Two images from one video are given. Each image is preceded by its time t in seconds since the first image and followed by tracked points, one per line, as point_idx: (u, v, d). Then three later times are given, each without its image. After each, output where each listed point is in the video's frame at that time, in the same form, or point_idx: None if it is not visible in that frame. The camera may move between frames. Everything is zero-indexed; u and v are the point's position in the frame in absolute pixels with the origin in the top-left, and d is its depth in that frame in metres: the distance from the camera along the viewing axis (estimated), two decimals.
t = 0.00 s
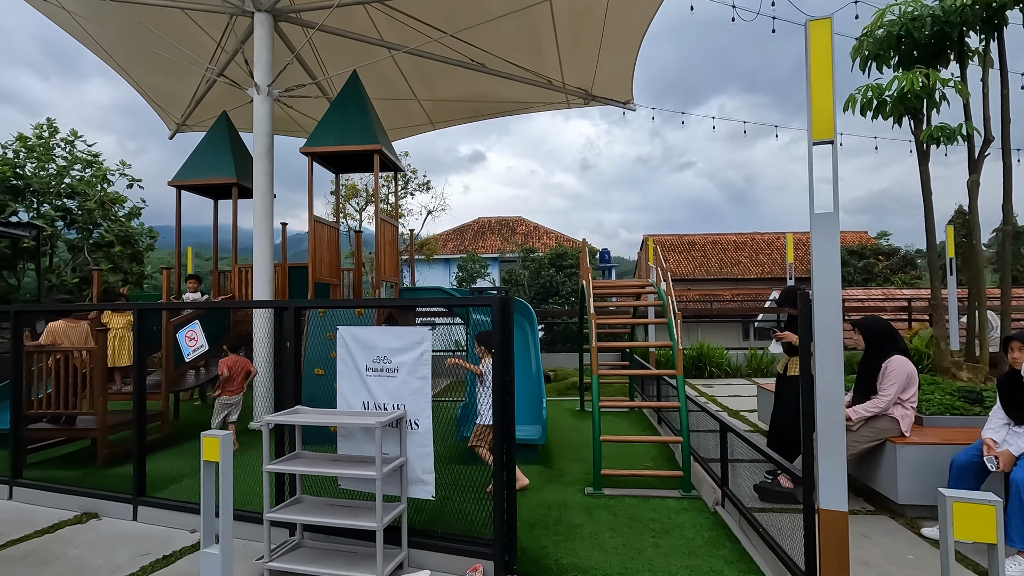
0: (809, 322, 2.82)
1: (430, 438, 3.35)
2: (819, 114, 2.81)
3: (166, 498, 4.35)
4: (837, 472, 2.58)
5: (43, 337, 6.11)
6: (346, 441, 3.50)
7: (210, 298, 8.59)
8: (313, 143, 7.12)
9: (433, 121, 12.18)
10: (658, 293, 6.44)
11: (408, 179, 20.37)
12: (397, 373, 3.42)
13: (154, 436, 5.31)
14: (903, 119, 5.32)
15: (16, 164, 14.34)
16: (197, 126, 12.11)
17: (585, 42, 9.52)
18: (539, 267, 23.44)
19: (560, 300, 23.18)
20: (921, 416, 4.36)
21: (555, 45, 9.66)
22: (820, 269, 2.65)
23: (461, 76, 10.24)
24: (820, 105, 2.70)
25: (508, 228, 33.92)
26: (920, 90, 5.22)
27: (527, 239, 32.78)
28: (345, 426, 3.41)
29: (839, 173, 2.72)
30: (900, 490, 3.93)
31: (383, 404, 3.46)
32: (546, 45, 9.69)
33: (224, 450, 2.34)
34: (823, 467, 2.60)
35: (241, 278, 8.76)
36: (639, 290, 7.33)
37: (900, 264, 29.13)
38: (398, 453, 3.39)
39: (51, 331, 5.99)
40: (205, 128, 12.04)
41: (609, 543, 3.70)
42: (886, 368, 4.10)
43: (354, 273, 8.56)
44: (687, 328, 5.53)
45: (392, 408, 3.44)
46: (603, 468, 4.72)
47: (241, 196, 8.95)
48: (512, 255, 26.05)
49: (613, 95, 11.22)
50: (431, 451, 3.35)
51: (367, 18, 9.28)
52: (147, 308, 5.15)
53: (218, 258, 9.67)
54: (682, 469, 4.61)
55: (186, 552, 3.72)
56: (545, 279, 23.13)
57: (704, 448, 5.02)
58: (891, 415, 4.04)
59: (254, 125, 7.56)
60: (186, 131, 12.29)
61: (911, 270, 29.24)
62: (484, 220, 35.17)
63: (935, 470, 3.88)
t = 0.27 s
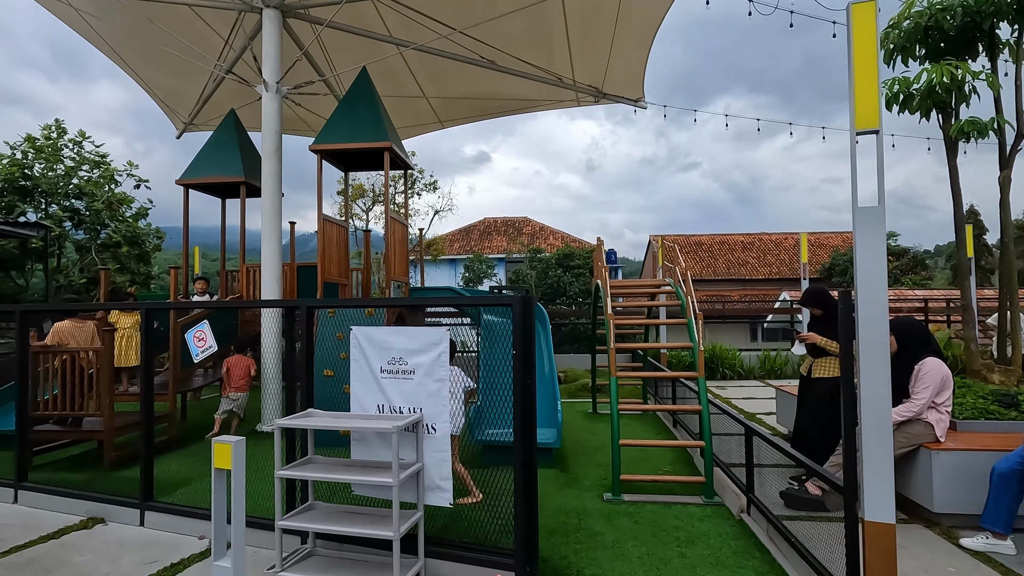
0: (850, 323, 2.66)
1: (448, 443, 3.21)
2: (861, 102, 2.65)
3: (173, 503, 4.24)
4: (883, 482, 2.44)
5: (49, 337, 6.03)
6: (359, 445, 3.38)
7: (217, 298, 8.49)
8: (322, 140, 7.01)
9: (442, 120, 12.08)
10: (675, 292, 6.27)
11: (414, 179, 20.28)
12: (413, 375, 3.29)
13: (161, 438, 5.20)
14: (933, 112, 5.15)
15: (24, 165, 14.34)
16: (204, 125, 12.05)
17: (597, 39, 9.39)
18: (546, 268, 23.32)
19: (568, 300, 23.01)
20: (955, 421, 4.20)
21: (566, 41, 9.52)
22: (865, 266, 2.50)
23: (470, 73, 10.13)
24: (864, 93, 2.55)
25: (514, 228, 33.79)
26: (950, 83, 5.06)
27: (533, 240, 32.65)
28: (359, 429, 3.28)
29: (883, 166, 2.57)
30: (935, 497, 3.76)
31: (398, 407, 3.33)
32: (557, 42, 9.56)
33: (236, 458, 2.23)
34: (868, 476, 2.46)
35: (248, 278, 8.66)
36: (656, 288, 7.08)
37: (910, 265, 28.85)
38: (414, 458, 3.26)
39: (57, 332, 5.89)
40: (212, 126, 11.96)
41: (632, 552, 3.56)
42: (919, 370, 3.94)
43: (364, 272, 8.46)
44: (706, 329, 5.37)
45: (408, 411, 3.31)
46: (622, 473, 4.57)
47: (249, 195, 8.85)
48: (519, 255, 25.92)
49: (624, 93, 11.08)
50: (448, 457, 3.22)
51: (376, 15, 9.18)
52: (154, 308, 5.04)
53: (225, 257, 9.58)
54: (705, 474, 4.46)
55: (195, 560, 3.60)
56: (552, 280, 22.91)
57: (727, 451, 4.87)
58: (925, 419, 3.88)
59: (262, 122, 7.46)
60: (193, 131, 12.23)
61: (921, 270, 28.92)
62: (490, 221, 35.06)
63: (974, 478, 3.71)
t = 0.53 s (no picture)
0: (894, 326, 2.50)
1: (463, 452, 3.06)
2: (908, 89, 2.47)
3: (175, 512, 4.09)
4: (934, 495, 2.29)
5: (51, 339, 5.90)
6: (370, 453, 3.24)
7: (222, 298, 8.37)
8: (328, 138, 6.87)
9: (448, 119, 11.95)
10: (692, 293, 6.09)
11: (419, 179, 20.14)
12: (427, 380, 3.14)
13: (164, 442, 5.08)
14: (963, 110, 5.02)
15: (29, 165, 14.26)
16: (208, 124, 11.94)
17: (607, 36, 9.24)
18: (552, 268, 23.16)
19: (574, 301, 22.87)
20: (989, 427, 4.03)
21: (575, 39, 9.39)
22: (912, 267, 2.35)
23: (477, 71, 9.99)
24: (913, 80, 2.38)
25: (518, 228, 33.60)
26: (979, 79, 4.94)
27: (538, 240, 32.50)
28: (371, 437, 3.14)
29: (932, 158, 2.41)
30: (972, 508, 3.60)
31: (411, 414, 3.18)
32: (566, 39, 9.40)
33: (243, 471, 2.07)
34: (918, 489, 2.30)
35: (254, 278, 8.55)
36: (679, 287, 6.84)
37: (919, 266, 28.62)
38: (428, 467, 3.11)
39: (58, 333, 5.76)
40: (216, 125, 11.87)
41: (655, 566, 3.40)
42: (953, 374, 3.78)
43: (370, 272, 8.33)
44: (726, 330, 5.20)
45: (421, 418, 3.16)
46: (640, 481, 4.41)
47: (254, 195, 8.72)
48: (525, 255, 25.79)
49: (633, 90, 10.92)
50: (464, 466, 3.06)
51: (383, 11, 9.05)
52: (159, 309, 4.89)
53: (230, 257, 9.46)
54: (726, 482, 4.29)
55: (198, 573, 3.46)
56: (558, 280, 22.87)
57: (748, 457, 4.71)
58: (962, 425, 3.70)
59: (267, 119, 7.33)
60: (198, 130, 12.15)
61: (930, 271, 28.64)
62: (494, 221, 34.91)
63: (1014, 488, 3.54)
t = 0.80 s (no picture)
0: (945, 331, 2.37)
1: (483, 460, 2.92)
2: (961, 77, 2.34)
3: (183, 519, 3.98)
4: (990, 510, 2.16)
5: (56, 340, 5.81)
6: (385, 461, 3.11)
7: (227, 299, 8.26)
8: (337, 136, 6.76)
9: (455, 117, 11.84)
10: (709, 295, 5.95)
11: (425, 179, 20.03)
12: (445, 386, 3.01)
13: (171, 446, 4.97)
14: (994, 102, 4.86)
15: (34, 165, 14.22)
16: (214, 123, 11.86)
17: (618, 33, 9.11)
18: (558, 269, 23.02)
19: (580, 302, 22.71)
20: None
21: (586, 36, 9.25)
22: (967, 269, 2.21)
23: (486, 68, 9.87)
24: (968, 70, 2.25)
25: (523, 229, 33.45)
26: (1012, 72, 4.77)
27: (543, 240, 32.36)
28: (387, 444, 3.01)
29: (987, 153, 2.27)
30: (1011, 519, 3.44)
31: (428, 421, 3.05)
32: (576, 36, 9.27)
33: (257, 484, 1.95)
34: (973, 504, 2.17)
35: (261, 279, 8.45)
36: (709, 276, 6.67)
37: (927, 266, 28.37)
38: (447, 476, 2.98)
39: (63, 335, 5.65)
40: (222, 123, 11.77)
41: None
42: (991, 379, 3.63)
43: (378, 272, 8.21)
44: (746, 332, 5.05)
45: (439, 425, 3.03)
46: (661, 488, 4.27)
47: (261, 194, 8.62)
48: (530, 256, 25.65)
49: (643, 89, 10.79)
50: (484, 475, 2.93)
51: (391, 8, 8.94)
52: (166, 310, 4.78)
53: (237, 256, 9.36)
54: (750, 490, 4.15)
55: None
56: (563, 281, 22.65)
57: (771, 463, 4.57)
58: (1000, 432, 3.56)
59: (275, 117, 7.22)
60: (203, 129, 12.07)
61: (939, 271, 28.36)
62: (498, 221, 34.78)
63: None
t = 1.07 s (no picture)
0: (1007, 331, 2.24)
1: (512, 464, 2.81)
2: None
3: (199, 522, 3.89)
4: None
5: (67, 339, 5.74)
6: (409, 464, 3.00)
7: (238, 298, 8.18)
8: (350, 132, 6.66)
9: (465, 114, 11.74)
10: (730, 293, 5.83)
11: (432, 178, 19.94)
12: (472, 386, 2.90)
13: (184, 446, 4.88)
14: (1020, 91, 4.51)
15: (42, 165, 14.23)
16: (223, 121, 11.80)
17: (631, 29, 8.98)
18: (565, 268, 22.89)
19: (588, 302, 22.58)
20: None
21: (599, 31, 9.12)
22: None
23: (497, 64, 9.76)
24: None
25: (529, 228, 33.32)
26: None
27: (549, 240, 32.22)
28: (412, 447, 2.90)
29: None
30: None
31: (455, 423, 2.94)
32: (589, 31, 9.13)
33: (288, 491, 1.85)
34: None
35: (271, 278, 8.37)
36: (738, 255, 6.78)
37: (938, 265, 28.09)
38: (475, 480, 2.87)
39: (75, 334, 5.58)
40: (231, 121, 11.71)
41: None
42: None
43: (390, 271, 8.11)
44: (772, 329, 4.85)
45: (466, 427, 2.92)
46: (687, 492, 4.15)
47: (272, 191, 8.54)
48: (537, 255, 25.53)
49: (656, 85, 10.65)
50: (514, 479, 2.82)
51: (402, 4, 8.83)
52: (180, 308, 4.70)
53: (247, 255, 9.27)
54: (780, 494, 4.03)
55: None
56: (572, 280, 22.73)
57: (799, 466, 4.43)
58: None
59: (286, 113, 7.13)
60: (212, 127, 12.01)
61: (950, 271, 28.06)
62: (504, 221, 34.68)
63: None
